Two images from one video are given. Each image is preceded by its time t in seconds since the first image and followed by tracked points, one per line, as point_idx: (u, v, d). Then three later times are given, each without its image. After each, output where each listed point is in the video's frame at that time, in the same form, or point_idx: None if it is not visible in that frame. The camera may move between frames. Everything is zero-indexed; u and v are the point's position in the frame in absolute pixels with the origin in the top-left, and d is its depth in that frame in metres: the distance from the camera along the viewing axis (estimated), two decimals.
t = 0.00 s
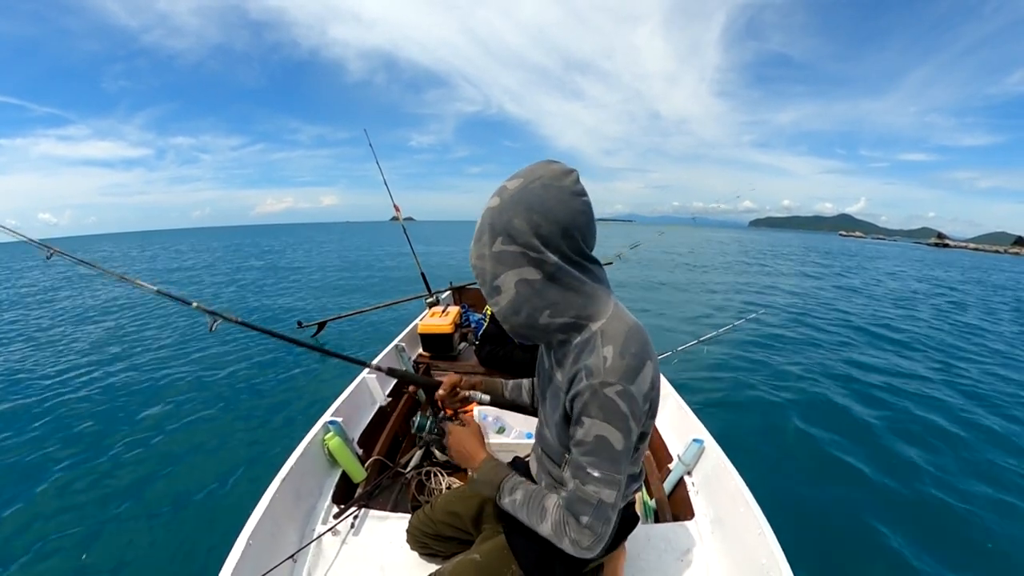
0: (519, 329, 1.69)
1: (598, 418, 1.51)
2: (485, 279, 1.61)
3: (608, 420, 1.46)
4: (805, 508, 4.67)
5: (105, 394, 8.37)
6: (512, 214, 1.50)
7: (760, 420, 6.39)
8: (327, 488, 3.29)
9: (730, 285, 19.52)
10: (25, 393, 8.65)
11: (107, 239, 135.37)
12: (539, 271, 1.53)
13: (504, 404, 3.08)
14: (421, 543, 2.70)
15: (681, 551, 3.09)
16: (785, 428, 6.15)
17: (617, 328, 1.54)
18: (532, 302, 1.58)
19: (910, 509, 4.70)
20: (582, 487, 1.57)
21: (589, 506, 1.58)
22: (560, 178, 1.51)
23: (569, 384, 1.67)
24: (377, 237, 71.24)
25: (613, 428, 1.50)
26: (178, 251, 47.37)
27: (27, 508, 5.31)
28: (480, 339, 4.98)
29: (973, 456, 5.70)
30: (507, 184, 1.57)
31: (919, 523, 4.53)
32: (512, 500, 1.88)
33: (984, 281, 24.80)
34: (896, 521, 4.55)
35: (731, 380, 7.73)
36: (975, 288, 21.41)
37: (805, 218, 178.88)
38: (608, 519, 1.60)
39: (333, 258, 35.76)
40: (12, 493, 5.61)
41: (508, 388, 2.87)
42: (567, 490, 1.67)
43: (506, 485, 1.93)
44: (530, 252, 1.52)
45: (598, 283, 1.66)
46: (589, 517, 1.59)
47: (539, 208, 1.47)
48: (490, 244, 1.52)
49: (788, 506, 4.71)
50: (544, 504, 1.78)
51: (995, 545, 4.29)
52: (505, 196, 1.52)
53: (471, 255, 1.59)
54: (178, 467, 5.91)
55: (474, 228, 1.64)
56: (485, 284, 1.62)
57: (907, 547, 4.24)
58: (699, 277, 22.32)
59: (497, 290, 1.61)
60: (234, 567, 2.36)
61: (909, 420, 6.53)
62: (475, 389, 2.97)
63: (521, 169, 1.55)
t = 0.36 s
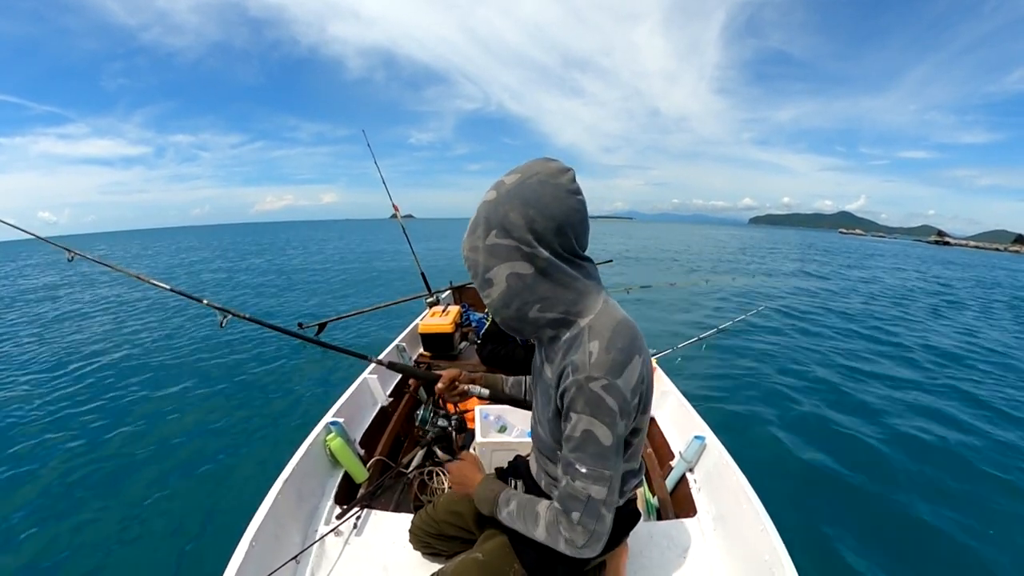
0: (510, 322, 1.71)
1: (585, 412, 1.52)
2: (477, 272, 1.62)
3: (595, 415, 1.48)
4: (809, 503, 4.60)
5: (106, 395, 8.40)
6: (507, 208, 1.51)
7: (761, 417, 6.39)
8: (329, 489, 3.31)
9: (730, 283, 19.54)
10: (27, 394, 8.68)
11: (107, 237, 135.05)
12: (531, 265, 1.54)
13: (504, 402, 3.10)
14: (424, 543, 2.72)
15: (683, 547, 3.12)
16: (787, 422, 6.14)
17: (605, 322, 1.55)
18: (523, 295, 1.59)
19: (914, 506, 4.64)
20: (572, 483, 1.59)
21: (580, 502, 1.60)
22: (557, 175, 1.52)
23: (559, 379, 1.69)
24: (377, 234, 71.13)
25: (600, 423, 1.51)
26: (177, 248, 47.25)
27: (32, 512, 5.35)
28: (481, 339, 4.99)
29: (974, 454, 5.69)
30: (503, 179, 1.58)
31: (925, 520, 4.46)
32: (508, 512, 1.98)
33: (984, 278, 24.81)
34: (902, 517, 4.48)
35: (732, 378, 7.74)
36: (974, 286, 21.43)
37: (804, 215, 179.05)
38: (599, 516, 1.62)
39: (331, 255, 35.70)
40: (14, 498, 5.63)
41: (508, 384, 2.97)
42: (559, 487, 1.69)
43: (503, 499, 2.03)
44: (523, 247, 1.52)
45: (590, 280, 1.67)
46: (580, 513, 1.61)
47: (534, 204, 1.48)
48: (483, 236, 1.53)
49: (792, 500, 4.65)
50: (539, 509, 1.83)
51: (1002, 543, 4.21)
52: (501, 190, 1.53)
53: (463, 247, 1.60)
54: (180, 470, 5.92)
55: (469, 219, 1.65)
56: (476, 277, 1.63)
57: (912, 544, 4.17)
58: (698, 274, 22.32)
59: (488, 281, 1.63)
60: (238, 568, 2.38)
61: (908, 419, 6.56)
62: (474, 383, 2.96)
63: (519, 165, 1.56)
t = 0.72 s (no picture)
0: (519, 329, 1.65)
1: (594, 418, 1.51)
2: (488, 278, 1.54)
3: (604, 420, 1.47)
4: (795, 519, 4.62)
5: (106, 395, 8.38)
6: (522, 209, 1.46)
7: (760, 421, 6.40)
8: (328, 492, 3.30)
9: (730, 282, 19.53)
10: (29, 394, 8.68)
11: (107, 235, 135.01)
12: (547, 268, 1.50)
13: (503, 409, 3.09)
14: (423, 547, 2.71)
15: (683, 552, 3.11)
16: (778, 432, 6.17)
17: (612, 326, 1.56)
18: (538, 299, 1.55)
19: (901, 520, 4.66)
20: (578, 490, 1.57)
21: (586, 510, 1.57)
22: (567, 175, 1.52)
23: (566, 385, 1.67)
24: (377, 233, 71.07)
25: (609, 428, 1.50)
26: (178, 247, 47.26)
27: (32, 512, 5.33)
28: (481, 342, 4.99)
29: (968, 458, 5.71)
30: (512, 179, 1.53)
31: (913, 536, 4.46)
32: (508, 509, 1.95)
33: (983, 277, 24.81)
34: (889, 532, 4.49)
35: (731, 380, 7.74)
36: (973, 285, 21.42)
37: (804, 213, 179.09)
38: (604, 524, 1.59)
39: (330, 254, 35.63)
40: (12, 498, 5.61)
41: (506, 393, 2.94)
42: (563, 495, 1.66)
43: (503, 495, 2.01)
44: (541, 250, 1.48)
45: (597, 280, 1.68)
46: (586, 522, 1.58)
47: (552, 205, 1.46)
48: (498, 238, 1.46)
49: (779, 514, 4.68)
50: (539, 513, 1.81)
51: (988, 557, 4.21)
52: (512, 190, 1.48)
53: (474, 252, 1.51)
54: (178, 470, 5.92)
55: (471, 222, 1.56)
56: (487, 283, 1.55)
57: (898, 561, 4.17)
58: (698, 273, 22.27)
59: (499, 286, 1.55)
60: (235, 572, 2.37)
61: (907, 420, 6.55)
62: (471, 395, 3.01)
63: (527, 166, 1.53)
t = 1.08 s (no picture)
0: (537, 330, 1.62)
1: (594, 419, 1.50)
2: (518, 280, 1.48)
3: (605, 423, 1.46)
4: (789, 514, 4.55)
5: (105, 395, 8.37)
6: (551, 210, 1.43)
7: (762, 420, 6.38)
8: (326, 493, 3.29)
9: (730, 284, 19.52)
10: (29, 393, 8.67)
11: (107, 237, 135.13)
12: (574, 269, 1.50)
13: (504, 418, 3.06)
14: (420, 550, 2.69)
15: (681, 558, 3.09)
16: (776, 429, 6.13)
17: (614, 327, 1.56)
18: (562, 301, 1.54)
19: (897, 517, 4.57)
20: (574, 491, 1.56)
21: (580, 511, 1.57)
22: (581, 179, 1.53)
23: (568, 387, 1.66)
24: (377, 234, 71.10)
25: (608, 429, 1.49)
26: (179, 248, 47.38)
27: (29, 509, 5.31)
28: (481, 345, 4.99)
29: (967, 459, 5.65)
30: (529, 179, 1.49)
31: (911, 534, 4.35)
32: (492, 521, 1.93)
33: (983, 279, 24.79)
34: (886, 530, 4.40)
35: (732, 380, 7.73)
36: (974, 287, 21.39)
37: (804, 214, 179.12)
38: (597, 525, 1.60)
39: (331, 255, 35.63)
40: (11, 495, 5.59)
41: (507, 401, 2.91)
42: (556, 496, 1.66)
43: (483, 507, 1.98)
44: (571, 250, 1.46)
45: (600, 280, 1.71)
46: (581, 522, 1.58)
47: (580, 207, 1.45)
48: (535, 239, 1.40)
49: (775, 510, 4.64)
50: (528, 518, 1.80)
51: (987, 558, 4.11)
52: (537, 191, 1.44)
53: (505, 254, 1.43)
54: (177, 469, 5.90)
55: (494, 222, 1.47)
56: (516, 286, 1.49)
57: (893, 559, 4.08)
58: (699, 275, 22.26)
59: (528, 288, 1.50)
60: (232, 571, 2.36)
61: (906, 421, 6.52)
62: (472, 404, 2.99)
63: (543, 166, 1.50)
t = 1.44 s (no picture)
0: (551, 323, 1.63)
1: (589, 412, 1.50)
2: (547, 272, 1.47)
3: (600, 416, 1.46)
4: (781, 525, 4.51)
5: (106, 396, 8.39)
6: (574, 205, 1.47)
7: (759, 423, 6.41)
8: (324, 490, 3.28)
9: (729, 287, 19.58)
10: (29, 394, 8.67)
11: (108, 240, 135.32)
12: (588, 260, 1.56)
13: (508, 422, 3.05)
14: (418, 547, 2.68)
15: (679, 558, 3.08)
16: (772, 435, 6.10)
17: (614, 323, 1.58)
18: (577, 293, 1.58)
19: (888, 525, 4.53)
20: (560, 480, 1.56)
21: (565, 500, 1.57)
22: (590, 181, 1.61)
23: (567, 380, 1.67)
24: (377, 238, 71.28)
25: (603, 423, 1.50)
26: (180, 252, 47.53)
27: (28, 508, 5.31)
28: (480, 343, 4.98)
29: (961, 461, 5.64)
30: (544, 173, 1.50)
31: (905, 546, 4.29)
32: (470, 511, 1.90)
33: (982, 282, 24.84)
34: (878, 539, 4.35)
35: (731, 382, 7.74)
36: (973, 290, 21.46)
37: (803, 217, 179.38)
38: (580, 515, 1.60)
39: (332, 259, 35.73)
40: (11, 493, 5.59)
41: (511, 404, 2.89)
42: (542, 485, 1.66)
43: (463, 497, 1.94)
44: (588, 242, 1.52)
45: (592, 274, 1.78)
46: (563, 511, 1.59)
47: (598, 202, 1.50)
48: (563, 231, 1.41)
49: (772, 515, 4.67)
50: (509, 507, 1.81)
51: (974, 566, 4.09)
52: (560, 184, 1.46)
53: (539, 245, 1.41)
54: (176, 467, 5.90)
55: (521, 214, 1.44)
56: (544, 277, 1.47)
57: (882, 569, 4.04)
58: (699, 278, 22.31)
59: (551, 280, 1.50)
60: (230, 568, 2.35)
61: (904, 425, 6.48)
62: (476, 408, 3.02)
63: (558, 162, 1.52)
